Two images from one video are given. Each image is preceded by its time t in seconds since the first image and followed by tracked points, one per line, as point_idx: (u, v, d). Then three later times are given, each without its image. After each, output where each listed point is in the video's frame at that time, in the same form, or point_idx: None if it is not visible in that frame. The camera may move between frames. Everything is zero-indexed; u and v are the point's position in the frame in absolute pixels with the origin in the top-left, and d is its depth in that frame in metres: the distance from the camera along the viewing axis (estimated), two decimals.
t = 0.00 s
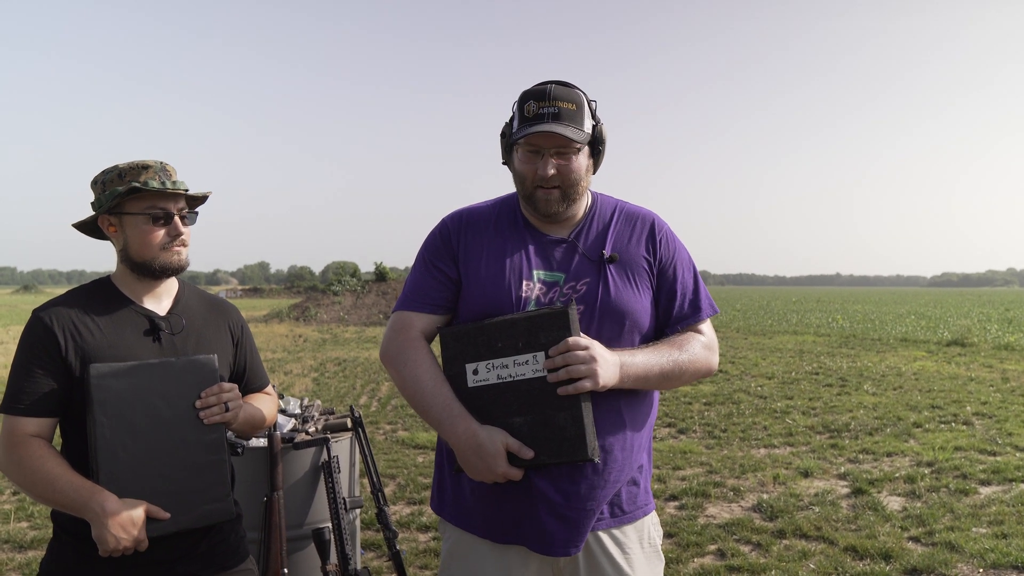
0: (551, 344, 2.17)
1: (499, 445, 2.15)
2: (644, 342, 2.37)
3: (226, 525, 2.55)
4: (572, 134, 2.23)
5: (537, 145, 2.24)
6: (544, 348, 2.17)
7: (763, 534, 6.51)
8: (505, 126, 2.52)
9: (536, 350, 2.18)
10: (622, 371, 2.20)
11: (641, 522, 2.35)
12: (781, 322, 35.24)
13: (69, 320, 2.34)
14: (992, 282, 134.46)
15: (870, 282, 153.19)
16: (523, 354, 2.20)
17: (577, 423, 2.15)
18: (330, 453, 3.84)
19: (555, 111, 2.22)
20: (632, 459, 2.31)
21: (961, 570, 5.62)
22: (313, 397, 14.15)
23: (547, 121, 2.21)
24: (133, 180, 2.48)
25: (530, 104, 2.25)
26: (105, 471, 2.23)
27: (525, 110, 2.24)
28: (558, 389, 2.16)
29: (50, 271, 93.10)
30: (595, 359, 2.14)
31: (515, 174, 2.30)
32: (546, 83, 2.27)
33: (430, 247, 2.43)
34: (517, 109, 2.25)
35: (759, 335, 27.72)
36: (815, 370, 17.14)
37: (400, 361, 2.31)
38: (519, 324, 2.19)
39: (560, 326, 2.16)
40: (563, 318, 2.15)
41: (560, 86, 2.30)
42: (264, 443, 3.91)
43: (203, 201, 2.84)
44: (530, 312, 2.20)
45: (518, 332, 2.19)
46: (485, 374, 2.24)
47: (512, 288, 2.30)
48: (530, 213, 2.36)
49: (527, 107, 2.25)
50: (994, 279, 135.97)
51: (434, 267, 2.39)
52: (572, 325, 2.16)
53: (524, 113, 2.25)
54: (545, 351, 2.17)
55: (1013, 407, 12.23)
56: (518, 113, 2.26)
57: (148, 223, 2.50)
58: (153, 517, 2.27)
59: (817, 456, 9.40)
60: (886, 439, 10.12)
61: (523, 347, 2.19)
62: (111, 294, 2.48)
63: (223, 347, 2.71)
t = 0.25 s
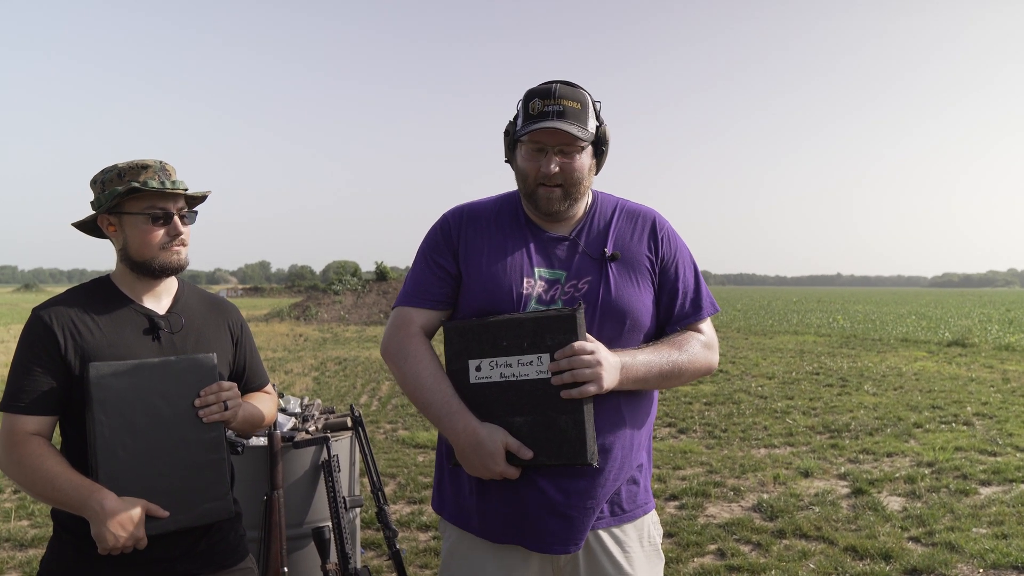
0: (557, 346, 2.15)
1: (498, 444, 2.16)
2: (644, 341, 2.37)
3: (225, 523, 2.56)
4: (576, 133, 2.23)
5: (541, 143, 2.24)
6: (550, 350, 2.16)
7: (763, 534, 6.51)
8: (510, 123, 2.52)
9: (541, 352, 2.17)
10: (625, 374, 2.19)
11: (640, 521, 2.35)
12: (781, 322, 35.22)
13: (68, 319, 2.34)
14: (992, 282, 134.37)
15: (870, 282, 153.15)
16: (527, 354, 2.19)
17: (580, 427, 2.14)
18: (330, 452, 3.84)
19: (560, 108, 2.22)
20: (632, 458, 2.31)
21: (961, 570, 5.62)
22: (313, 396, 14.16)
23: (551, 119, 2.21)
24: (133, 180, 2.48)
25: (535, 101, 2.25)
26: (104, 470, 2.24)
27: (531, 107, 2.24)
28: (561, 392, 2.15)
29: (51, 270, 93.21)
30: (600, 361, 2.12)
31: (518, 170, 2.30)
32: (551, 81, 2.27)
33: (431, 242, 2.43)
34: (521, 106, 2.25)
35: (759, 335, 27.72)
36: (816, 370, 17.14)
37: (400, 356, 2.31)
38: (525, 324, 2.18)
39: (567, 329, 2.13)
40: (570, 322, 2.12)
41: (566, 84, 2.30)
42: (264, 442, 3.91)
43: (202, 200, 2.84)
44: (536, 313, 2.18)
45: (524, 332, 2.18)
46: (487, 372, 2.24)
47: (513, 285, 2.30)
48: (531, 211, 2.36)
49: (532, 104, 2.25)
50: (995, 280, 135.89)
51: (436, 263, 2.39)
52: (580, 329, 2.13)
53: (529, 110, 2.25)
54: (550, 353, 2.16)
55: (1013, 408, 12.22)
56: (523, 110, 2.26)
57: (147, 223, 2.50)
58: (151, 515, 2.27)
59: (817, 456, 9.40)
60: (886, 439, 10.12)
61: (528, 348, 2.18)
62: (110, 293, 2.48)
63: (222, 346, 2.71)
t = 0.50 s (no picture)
0: (564, 347, 2.16)
1: (502, 442, 2.17)
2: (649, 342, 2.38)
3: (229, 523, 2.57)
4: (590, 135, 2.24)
5: (554, 142, 2.25)
6: (557, 350, 2.17)
7: (766, 535, 6.51)
8: (522, 123, 2.53)
9: (548, 352, 2.18)
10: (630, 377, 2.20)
11: (642, 522, 2.36)
12: (784, 323, 35.15)
13: (74, 320, 2.36)
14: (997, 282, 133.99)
15: (874, 283, 152.81)
16: (534, 354, 2.20)
17: (584, 428, 2.15)
18: (333, 453, 3.86)
19: (575, 110, 2.23)
20: (635, 459, 2.32)
21: (965, 571, 5.61)
22: (317, 397, 14.19)
23: (567, 120, 2.21)
24: (138, 182, 2.50)
25: (551, 101, 2.26)
26: (108, 470, 2.25)
27: (547, 106, 2.25)
28: (568, 393, 2.15)
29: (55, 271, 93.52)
30: (605, 363, 2.13)
31: (530, 170, 2.31)
32: (567, 83, 2.28)
33: (438, 237, 2.44)
34: (538, 105, 2.26)
35: (762, 336, 27.69)
36: (819, 371, 17.11)
37: (405, 350, 2.33)
38: (534, 323, 2.19)
39: (575, 330, 2.14)
40: (579, 323, 2.13)
41: (583, 86, 2.31)
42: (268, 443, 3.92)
43: (206, 203, 2.85)
44: (545, 313, 2.19)
45: (532, 331, 2.19)
46: (493, 369, 2.25)
47: (520, 283, 2.31)
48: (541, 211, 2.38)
49: (548, 104, 2.26)
50: (999, 280, 135.48)
51: (442, 258, 2.40)
52: (588, 330, 2.14)
53: (544, 109, 2.26)
54: (557, 353, 2.17)
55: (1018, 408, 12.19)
56: (538, 110, 2.27)
57: (153, 225, 2.52)
58: (155, 515, 2.28)
59: (820, 457, 9.39)
60: (890, 440, 10.10)
61: (535, 347, 2.19)
62: (115, 294, 2.50)
63: (227, 347, 2.72)
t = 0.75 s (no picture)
0: (568, 350, 2.17)
1: (504, 443, 2.18)
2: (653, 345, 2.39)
3: (232, 524, 2.59)
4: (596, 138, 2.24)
5: (560, 145, 2.25)
6: (561, 353, 2.17)
7: (768, 535, 6.51)
8: (527, 124, 2.53)
9: (552, 354, 2.19)
10: (634, 380, 2.21)
11: (644, 523, 2.37)
12: (786, 323, 35.11)
13: (78, 320, 2.37)
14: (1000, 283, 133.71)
15: (877, 283, 152.58)
16: (539, 356, 2.20)
17: (587, 431, 2.16)
18: (336, 453, 3.87)
19: (581, 112, 2.23)
20: (637, 460, 2.33)
21: (967, 573, 5.61)
22: (320, 397, 14.22)
23: (572, 122, 2.21)
24: (141, 183, 2.51)
25: (557, 103, 2.26)
26: (111, 469, 2.27)
27: (552, 109, 2.25)
28: (572, 396, 2.16)
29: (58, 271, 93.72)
30: (608, 367, 2.13)
31: (536, 172, 2.32)
32: (573, 84, 2.28)
33: (443, 238, 2.44)
34: (543, 108, 2.26)
35: (764, 336, 27.66)
36: (821, 372, 17.09)
37: (409, 350, 2.33)
38: (538, 325, 2.19)
39: (580, 333, 2.15)
40: (583, 326, 2.14)
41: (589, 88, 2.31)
42: (271, 443, 3.94)
43: (210, 203, 2.87)
44: (550, 315, 2.19)
45: (537, 333, 2.19)
46: (497, 370, 2.26)
47: (525, 284, 2.31)
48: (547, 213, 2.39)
49: (553, 106, 2.26)
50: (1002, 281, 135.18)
51: (446, 258, 2.40)
52: (592, 333, 2.15)
53: (550, 112, 2.26)
54: (561, 356, 2.18)
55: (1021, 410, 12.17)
56: (544, 112, 2.27)
57: (157, 225, 2.53)
58: (158, 515, 2.30)
59: (823, 458, 9.39)
60: (892, 441, 10.09)
61: (539, 349, 2.20)
62: (119, 294, 2.51)
63: (231, 347, 2.74)
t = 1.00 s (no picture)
0: (571, 348, 2.17)
1: (506, 442, 2.20)
2: (656, 342, 2.40)
3: (237, 521, 2.60)
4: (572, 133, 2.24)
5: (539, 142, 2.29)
6: (564, 351, 2.18)
7: (771, 534, 6.51)
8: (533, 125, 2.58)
9: (554, 353, 2.20)
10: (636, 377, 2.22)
11: (648, 521, 2.38)
12: (790, 323, 35.04)
13: (84, 317, 2.39)
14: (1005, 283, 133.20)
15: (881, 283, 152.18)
16: (541, 354, 2.22)
17: (589, 429, 2.17)
18: (340, 451, 3.88)
19: (558, 110, 2.26)
20: (641, 458, 2.34)
21: (971, 572, 5.60)
22: (324, 396, 14.25)
23: (546, 119, 2.24)
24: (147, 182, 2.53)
25: (537, 102, 2.31)
26: (116, 466, 2.29)
27: (533, 106, 2.29)
28: (574, 394, 2.17)
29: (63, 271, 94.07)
30: (611, 365, 2.13)
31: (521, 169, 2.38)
32: (556, 82, 2.31)
33: (447, 239, 2.47)
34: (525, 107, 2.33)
35: (768, 336, 27.62)
36: (826, 371, 17.05)
37: (412, 349, 2.36)
38: (541, 324, 2.21)
39: (582, 332, 2.16)
40: (586, 325, 2.15)
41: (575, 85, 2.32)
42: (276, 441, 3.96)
43: (214, 202, 2.88)
44: (553, 314, 2.20)
45: (540, 332, 2.21)
46: (501, 369, 2.27)
47: (527, 282, 2.33)
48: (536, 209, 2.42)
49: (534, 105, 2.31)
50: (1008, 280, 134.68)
51: (450, 258, 2.43)
52: (594, 332, 2.16)
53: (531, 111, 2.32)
54: (563, 355, 2.19)
55: None
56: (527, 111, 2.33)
57: (162, 224, 2.55)
58: (164, 512, 2.32)
59: (827, 457, 9.37)
60: (897, 440, 10.08)
61: (542, 348, 2.21)
62: (125, 293, 2.53)
63: (236, 346, 2.76)
